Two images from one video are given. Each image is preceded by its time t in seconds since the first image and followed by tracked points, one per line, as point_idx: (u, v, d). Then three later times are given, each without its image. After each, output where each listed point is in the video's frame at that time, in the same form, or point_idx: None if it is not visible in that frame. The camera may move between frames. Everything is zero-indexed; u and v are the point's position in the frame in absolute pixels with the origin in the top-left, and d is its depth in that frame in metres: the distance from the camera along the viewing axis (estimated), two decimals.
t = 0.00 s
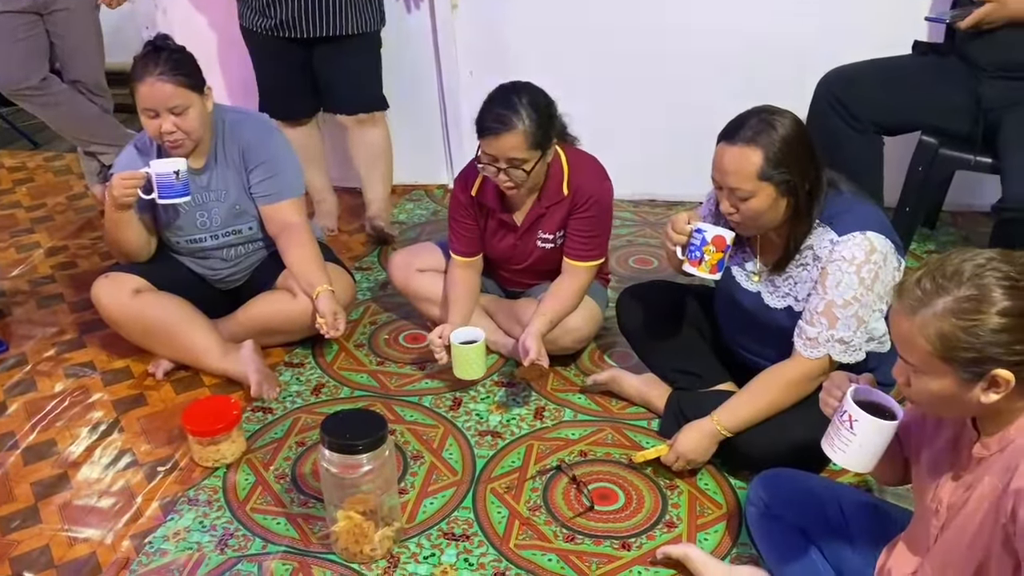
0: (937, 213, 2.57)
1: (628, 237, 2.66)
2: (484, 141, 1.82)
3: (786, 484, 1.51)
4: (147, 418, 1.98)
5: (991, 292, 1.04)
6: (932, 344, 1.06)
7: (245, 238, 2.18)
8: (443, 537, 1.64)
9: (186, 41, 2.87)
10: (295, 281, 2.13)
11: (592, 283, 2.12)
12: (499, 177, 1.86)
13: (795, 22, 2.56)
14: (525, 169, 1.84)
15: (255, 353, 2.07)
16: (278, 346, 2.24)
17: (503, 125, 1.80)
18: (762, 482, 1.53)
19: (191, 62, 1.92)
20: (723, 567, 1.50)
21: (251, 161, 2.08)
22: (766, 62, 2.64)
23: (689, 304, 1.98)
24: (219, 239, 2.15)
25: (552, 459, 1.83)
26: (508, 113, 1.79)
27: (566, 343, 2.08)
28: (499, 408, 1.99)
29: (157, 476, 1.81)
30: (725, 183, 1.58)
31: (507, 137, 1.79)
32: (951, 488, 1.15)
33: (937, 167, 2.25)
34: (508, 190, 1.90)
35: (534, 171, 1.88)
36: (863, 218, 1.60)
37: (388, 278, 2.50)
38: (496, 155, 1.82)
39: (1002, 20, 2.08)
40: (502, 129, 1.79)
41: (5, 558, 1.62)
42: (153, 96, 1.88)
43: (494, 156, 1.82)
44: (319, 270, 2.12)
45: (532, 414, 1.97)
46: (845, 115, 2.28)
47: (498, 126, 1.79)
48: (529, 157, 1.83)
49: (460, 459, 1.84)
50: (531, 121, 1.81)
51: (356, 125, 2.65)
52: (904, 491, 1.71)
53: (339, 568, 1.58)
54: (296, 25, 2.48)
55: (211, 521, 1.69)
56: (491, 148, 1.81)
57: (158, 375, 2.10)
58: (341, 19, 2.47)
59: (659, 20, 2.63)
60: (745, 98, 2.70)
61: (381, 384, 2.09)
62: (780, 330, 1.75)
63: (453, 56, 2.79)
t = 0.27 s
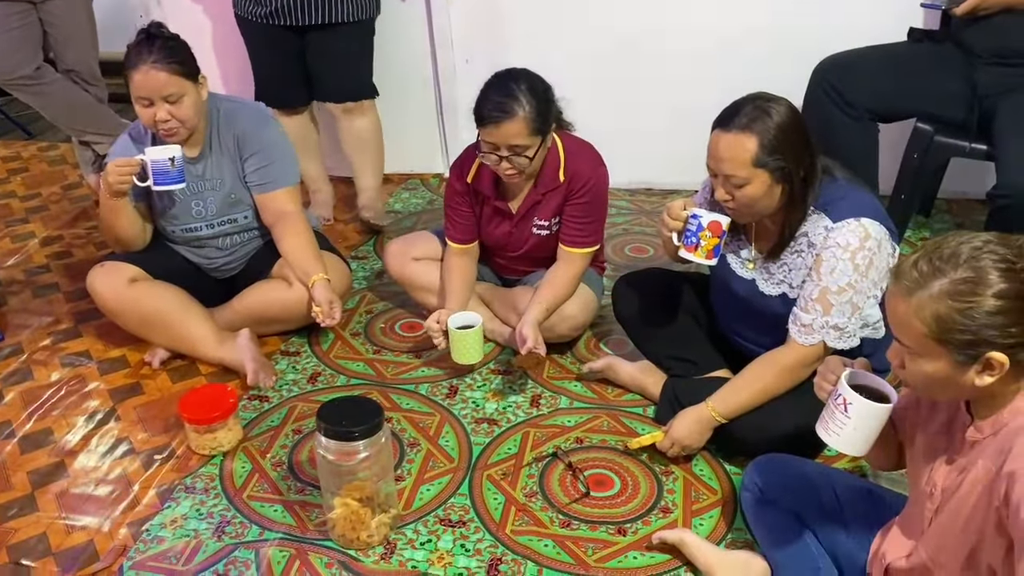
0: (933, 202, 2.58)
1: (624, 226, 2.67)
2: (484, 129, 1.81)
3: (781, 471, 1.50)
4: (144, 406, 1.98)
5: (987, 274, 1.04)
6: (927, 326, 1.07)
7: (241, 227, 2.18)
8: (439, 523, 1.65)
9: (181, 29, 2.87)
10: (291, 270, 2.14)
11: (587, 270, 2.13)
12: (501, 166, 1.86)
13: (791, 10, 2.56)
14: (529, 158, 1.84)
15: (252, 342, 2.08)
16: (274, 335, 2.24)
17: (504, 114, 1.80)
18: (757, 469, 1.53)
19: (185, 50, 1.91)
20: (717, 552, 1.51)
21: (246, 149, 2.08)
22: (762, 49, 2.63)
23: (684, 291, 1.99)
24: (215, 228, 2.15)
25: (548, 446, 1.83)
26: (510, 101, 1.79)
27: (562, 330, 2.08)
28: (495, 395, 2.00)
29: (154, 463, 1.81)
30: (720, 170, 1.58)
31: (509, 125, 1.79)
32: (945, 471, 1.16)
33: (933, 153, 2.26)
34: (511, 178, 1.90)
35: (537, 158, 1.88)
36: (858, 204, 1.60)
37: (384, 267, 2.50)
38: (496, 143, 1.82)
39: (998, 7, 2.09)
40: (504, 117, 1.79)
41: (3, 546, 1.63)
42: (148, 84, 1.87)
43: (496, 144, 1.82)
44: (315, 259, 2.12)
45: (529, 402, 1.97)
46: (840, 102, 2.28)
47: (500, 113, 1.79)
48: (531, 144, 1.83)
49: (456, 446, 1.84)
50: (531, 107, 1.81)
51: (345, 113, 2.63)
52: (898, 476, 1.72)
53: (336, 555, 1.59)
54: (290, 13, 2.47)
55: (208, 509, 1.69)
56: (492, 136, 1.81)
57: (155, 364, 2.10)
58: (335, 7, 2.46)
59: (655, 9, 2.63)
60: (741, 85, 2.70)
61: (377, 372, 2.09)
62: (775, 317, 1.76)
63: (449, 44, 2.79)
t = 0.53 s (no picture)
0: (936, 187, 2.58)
1: (628, 212, 2.67)
2: (499, 108, 1.82)
3: (784, 452, 1.51)
4: (150, 389, 2.00)
5: (996, 252, 1.05)
6: (934, 302, 1.07)
7: (246, 212, 2.19)
8: (444, 504, 1.66)
9: (185, 14, 2.87)
10: (296, 254, 2.15)
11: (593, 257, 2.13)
12: (514, 145, 1.87)
13: None
14: (541, 138, 1.85)
15: (257, 325, 2.09)
16: (279, 319, 2.25)
17: (519, 93, 1.80)
18: (760, 450, 1.54)
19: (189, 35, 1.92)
20: (719, 532, 1.52)
21: (251, 133, 2.09)
22: (767, 35, 2.63)
23: (688, 274, 1.99)
24: (220, 212, 2.16)
25: (551, 428, 1.85)
26: (526, 80, 1.79)
27: (565, 315, 2.09)
28: (499, 379, 2.01)
29: (161, 445, 1.83)
30: (724, 152, 1.58)
31: (525, 104, 1.79)
32: (945, 449, 1.17)
33: (937, 138, 2.25)
34: (523, 157, 1.91)
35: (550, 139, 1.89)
36: (862, 187, 1.61)
37: (388, 252, 2.51)
38: (511, 122, 1.82)
39: None
40: (520, 96, 1.79)
41: (12, 526, 1.64)
42: (153, 69, 1.88)
43: (510, 124, 1.83)
44: (320, 243, 2.13)
45: (532, 385, 1.98)
46: (844, 86, 2.28)
47: (516, 93, 1.79)
48: (544, 125, 1.84)
49: (460, 428, 1.86)
50: (547, 88, 1.81)
51: (343, 99, 2.63)
52: (899, 458, 1.73)
53: (342, 535, 1.60)
54: None
55: (215, 490, 1.71)
56: (506, 115, 1.81)
57: (161, 347, 2.11)
58: None
59: None
60: (745, 71, 2.70)
61: (382, 356, 2.10)
62: (779, 300, 1.76)
63: (453, 30, 2.79)
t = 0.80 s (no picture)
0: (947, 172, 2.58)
1: (638, 197, 2.68)
2: (514, 90, 1.83)
3: (791, 432, 1.54)
4: (165, 369, 2.02)
5: (1011, 228, 1.05)
6: (947, 276, 1.08)
7: (259, 195, 2.21)
8: (455, 482, 1.68)
9: None
10: (309, 237, 2.17)
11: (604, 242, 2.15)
12: (527, 128, 1.88)
13: None
14: (553, 122, 1.86)
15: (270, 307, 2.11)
16: (291, 301, 2.27)
17: (534, 76, 1.81)
18: (768, 429, 1.57)
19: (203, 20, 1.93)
20: (725, 511, 1.54)
21: (265, 116, 2.10)
22: (778, 21, 2.63)
23: (697, 258, 2.01)
24: (234, 195, 2.18)
25: (560, 409, 1.87)
26: (541, 64, 1.80)
27: (575, 299, 2.10)
28: (509, 361, 2.03)
29: (176, 423, 1.86)
30: (736, 134, 1.59)
31: (538, 87, 1.80)
32: (950, 425, 1.19)
33: (947, 124, 2.25)
34: (534, 141, 1.93)
35: (562, 124, 1.90)
36: (872, 170, 1.61)
37: (399, 237, 2.52)
38: (524, 105, 1.84)
39: None
40: (533, 79, 1.80)
41: (30, 501, 1.67)
42: (166, 55, 1.90)
43: (523, 107, 1.84)
44: (333, 226, 2.15)
45: (542, 367, 2.00)
46: (854, 72, 2.29)
47: (530, 75, 1.80)
48: (557, 110, 1.85)
49: (470, 408, 1.88)
50: (562, 72, 1.82)
51: (350, 84, 2.63)
52: (906, 441, 1.75)
53: (354, 511, 1.63)
54: None
55: (229, 467, 1.73)
56: (520, 98, 1.83)
57: (175, 328, 2.14)
58: None
59: None
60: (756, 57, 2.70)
61: (393, 338, 2.12)
62: (788, 283, 1.77)
63: (463, 15, 2.79)
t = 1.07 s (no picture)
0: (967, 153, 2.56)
1: (655, 177, 2.69)
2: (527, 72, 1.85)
3: (808, 407, 1.55)
4: (187, 344, 2.06)
5: (1020, 202, 1.06)
6: (956, 252, 1.09)
7: (279, 174, 2.23)
8: (471, 455, 1.70)
9: None
10: (328, 215, 2.19)
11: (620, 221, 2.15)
12: (539, 111, 1.89)
13: None
14: (566, 107, 1.87)
15: (290, 284, 2.14)
16: (311, 279, 2.30)
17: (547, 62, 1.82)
18: (784, 405, 1.58)
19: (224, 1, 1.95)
20: (739, 486, 1.55)
21: (284, 97, 2.13)
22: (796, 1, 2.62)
23: (716, 238, 2.00)
24: (254, 173, 2.20)
25: (576, 386, 1.88)
26: (555, 50, 1.81)
27: (590, 278, 2.11)
28: (525, 338, 2.04)
29: (198, 396, 1.89)
30: (753, 113, 1.59)
31: (552, 73, 1.81)
32: (962, 399, 1.21)
33: (967, 104, 2.21)
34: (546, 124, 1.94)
35: (576, 109, 1.91)
36: (890, 148, 1.61)
37: (417, 216, 2.54)
38: (538, 88, 1.85)
39: None
40: (547, 64, 1.81)
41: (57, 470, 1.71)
42: (188, 37, 1.92)
43: (537, 89, 1.86)
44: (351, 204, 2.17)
45: (558, 344, 2.02)
46: (873, 51, 2.28)
47: (544, 61, 1.81)
48: (572, 93, 1.86)
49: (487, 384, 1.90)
50: (576, 58, 1.82)
51: (366, 65, 2.65)
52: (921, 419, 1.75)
53: (372, 483, 1.65)
54: None
55: (250, 439, 1.77)
56: (533, 81, 1.84)
57: (197, 305, 2.17)
58: None
59: None
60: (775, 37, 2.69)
61: (411, 315, 2.14)
62: (805, 262, 1.78)
63: None
